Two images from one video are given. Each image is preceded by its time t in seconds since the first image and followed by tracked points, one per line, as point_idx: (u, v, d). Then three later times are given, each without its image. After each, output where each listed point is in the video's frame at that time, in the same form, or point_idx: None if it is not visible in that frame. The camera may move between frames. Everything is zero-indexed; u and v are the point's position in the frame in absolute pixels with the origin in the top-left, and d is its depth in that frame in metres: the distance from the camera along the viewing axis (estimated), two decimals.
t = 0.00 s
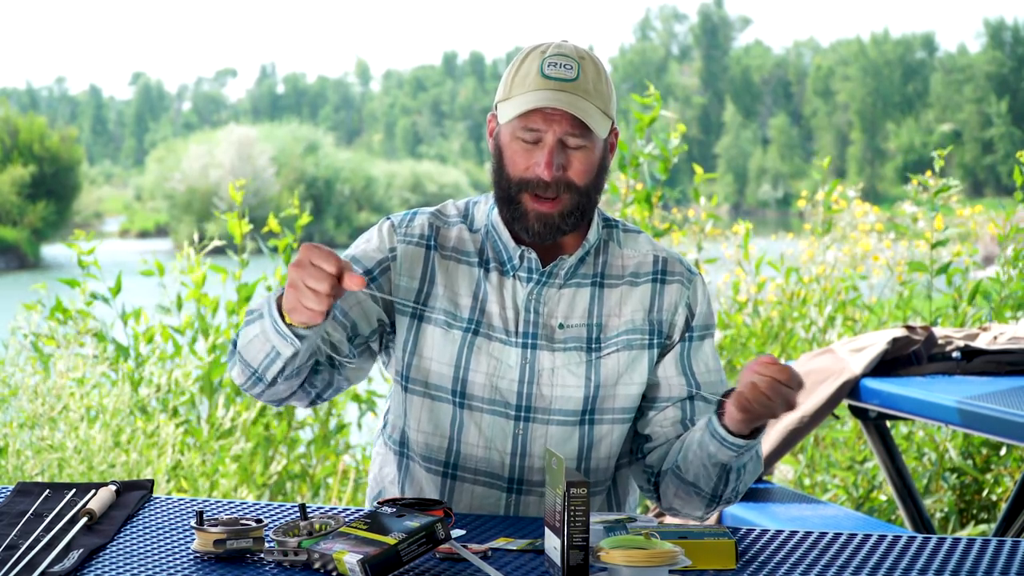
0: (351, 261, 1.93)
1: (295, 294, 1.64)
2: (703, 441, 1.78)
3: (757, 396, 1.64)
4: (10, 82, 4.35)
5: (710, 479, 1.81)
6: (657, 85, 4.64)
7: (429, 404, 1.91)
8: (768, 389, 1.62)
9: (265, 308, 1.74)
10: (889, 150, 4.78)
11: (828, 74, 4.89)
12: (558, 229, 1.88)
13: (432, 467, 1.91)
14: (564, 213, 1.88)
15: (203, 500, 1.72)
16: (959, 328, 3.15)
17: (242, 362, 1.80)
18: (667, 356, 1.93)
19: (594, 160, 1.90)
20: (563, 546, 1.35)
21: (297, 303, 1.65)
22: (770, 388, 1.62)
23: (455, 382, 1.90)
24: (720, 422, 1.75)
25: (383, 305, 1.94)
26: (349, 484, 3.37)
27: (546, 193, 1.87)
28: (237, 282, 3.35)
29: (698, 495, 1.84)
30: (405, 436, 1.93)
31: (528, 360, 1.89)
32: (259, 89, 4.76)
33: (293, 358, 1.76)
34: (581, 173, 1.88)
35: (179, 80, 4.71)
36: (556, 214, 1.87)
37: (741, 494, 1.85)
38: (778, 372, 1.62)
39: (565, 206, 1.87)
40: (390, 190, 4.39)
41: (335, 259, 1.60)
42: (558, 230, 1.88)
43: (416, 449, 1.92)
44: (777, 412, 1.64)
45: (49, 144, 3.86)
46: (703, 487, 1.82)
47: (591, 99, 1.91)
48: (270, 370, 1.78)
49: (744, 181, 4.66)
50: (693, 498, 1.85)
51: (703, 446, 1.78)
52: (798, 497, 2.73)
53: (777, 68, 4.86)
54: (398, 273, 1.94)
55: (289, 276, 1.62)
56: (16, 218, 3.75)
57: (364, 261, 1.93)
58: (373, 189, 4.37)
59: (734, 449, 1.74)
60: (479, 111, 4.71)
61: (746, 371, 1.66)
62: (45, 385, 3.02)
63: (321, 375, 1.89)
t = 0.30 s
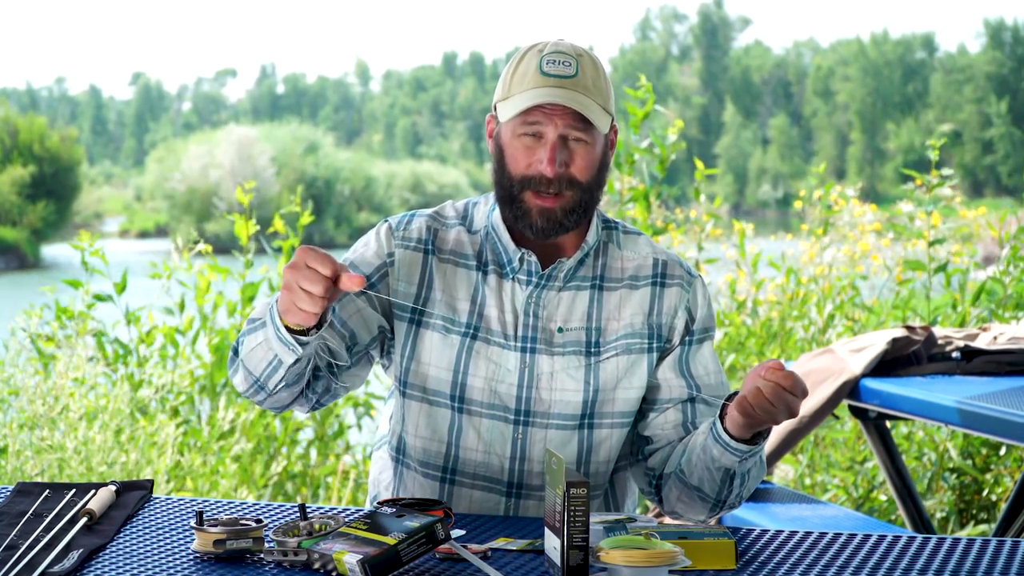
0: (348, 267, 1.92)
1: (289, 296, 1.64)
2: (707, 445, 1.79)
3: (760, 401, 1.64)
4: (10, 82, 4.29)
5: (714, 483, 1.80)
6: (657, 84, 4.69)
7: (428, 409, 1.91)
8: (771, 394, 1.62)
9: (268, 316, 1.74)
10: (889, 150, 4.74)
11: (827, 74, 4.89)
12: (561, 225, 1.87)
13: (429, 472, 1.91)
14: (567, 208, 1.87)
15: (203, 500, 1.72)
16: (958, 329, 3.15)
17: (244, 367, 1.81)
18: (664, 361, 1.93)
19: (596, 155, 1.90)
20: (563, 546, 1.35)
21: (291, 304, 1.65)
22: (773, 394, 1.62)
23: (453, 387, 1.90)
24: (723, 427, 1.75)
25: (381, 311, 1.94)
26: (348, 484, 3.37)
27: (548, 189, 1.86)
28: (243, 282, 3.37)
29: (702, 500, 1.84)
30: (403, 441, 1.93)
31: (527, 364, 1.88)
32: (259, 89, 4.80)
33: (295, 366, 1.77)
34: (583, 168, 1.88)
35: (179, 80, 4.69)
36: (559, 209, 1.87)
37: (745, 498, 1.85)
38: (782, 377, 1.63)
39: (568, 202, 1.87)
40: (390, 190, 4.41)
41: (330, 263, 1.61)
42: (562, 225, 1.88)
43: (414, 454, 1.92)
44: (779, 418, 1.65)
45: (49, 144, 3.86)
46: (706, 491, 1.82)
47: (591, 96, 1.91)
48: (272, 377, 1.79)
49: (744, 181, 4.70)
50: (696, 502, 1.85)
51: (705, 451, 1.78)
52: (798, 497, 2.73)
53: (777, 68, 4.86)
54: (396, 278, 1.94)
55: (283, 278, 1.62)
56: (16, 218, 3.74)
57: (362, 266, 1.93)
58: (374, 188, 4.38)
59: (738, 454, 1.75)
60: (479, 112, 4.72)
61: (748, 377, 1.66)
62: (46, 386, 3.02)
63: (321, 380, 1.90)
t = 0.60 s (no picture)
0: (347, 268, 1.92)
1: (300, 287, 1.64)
2: (711, 443, 1.78)
3: (769, 399, 1.63)
4: (10, 81, 4.28)
5: (717, 481, 1.80)
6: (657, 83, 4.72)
7: (426, 410, 1.91)
8: (779, 392, 1.62)
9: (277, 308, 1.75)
10: (888, 150, 4.78)
11: (827, 74, 4.91)
12: (558, 231, 1.87)
13: (428, 473, 1.91)
14: (563, 215, 1.86)
15: (203, 500, 1.72)
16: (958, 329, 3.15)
17: (248, 363, 1.81)
18: (663, 358, 1.92)
19: (593, 164, 1.89)
20: (563, 546, 1.35)
21: (302, 296, 1.65)
22: (783, 392, 1.62)
23: (452, 387, 1.90)
24: (729, 424, 1.74)
25: (381, 311, 1.94)
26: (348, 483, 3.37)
27: (544, 198, 1.86)
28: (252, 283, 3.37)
29: (705, 499, 1.84)
30: (403, 442, 1.93)
31: (525, 365, 1.88)
32: (259, 89, 4.84)
33: (302, 361, 1.77)
34: (580, 177, 1.87)
35: (179, 80, 4.74)
36: (556, 217, 1.86)
37: (747, 498, 1.85)
38: (792, 376, 1.63)
39: (565, 210, 1.86)
40: (390, 190, 4.42)
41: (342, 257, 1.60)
42: (559, 233, 1.87)
43: (413, 454, 1.92)
44: (785, 417, 1.65)
45: (49, 144, 3.86)
46: (709, 490, 1.82)
47: (587, 104, 1.91)
48: (278, 372, 1.78)
49: (744, 181, 4.69)
50: (699, 501, 1.85)
51: (710, 449, 1.78)
52: (798, 497, 2.73)
53: (777, 68, 4.87)
54: (394, 279, 1.94)
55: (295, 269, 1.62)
56: (16, 218, 3.75)
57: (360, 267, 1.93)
58: (373, 188, 4.37)
59: (744, 452, 1.74)
60: (479, 111, 4.71)
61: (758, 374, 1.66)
62: (45, 386, 3.02)
63: (323, 381, 1.89)
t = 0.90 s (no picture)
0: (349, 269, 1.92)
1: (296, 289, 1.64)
2: (710, 444, 1.78)
3: (768, 399, 1.64)
4: (10, 81, 4.29)
5: (716, 482, 1.80)
6: (656, 84, 4.74)
7: (427, 411, 1.91)
8: (779, 392, 1.63)
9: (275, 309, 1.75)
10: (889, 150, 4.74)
11: (826, 74, 4.91)
12: (560, 233, 1.88)
13: (428, 473, 1.91)
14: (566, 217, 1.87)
15: (203, 500, 1.72)
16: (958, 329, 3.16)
17: (246, 364, 1.81)
18: (663, 360, 1.92)
19: (594, 162, 1.89)
20: (563, 546, 1.35)
21: (297, 298, 1.65)
22: (782, 392, 1.63)
23: (452, 389, 1.90)
24: (728, 425, 1.74)
25: (382, 312, 1.93)
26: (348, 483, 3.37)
27: (546, 198, 1.87)
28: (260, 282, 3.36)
29: (703, 499, 1.84)
30: (403, 443, 1.93)
31: (526, 367, 1.88)
32: (259, 88, 4.84)
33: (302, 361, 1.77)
34: (581, 176, 1.88)
35: (179, 80, 4.76)
36: (558, 217, 1.87)
37: (746, 499, 1.85)
38: (792, 377, 1.64)
39: (567, 210, 1.87)
40: (390, 190, 4.42)
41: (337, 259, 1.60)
42: (561, 234, 1.88)
43: (413, 455, 1.92)
44: (784, 418, 1.65)
45: (48, 144, 3.86)
46: (708, 491, 1.82)
47: (589, 102, 1.91)
48: (277, 372, 1.79)
49: (744, 181, 4.71)
50: (697, 502, 1.85)
51: (709, 450, 1.78)
52: (797, 497, 2.73)
53: (777, 68, 4.86)
54: (396, 280, 1.94)
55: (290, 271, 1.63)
56: (17, 218, 3.75)
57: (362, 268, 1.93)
58: (373, 188, 4.38)
59: (742, 453, 1.74)
60: (479, 112, 4.72)
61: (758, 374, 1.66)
62: (46, 386, 3.02)
63: (323, 380, 1.88)
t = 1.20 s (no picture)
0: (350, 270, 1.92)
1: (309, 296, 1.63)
2: (711, 454, 1.78)
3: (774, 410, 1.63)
4: (10, 82, 4.29)
5: (716, 492, 1.80)
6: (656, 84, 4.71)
7: (425, 411, 1.91)
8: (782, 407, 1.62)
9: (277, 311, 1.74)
10: (888, 149, 4.74)
11: (826, 74, 4.88)
12: (558, 227, 1.87)
13: (426, 474, 1.92)
14: (564, 210, 1.87)
15: (202, 500, 1.72)
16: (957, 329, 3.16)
17: (249, 365, 1.81)
18: (662, 362, 1.92)
19: (592, 159, 1.90)
20: (563, 546, 1.35)
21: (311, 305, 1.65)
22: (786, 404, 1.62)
23: (451, 389, 1.90)
24: (727, 438, 1.74)
25: (382, 313, 1.93)
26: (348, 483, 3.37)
27: (544, 193, 1.86)
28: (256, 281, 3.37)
29: (703, 507, 1.83)
30: (403, 443, 1.93)
31: (525, 368, 1.88)
32: (259, 89, 4.83)
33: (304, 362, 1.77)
34: (578, 172, 1.88)
35: (179, 80, 4.72)
36: (555, 212, 1.86)
37: (748, 504, 1.84)
38: (792, 390, 1.62)
39: (564, 205, 1.87)
40: (389, 190, 4.42)
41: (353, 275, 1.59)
42: (559, 228, 1.87)
43: (412, 455, 1.92)
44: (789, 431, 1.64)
45: (48, 145, 3.86)
46: (707, 500, 1.81)
47: (586, 100, 1.91)
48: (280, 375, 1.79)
49: (743, 181, 4.70)
50: (697, 509, 1.84)
51: (710, 459, 1.78)
52: (797, 497, 2.74)
53: (776, 68, 4.86)
54: (395, 281, 1.94)
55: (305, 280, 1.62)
56: (16, 218, 3.75)
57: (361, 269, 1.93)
58: (373, 189, 4.38)
59: (743, 463, 1.74)
60: (479, 112, 4.72)
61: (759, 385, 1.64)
62: (46, 385, 3.02)
63: (323, 383, 1.89)
